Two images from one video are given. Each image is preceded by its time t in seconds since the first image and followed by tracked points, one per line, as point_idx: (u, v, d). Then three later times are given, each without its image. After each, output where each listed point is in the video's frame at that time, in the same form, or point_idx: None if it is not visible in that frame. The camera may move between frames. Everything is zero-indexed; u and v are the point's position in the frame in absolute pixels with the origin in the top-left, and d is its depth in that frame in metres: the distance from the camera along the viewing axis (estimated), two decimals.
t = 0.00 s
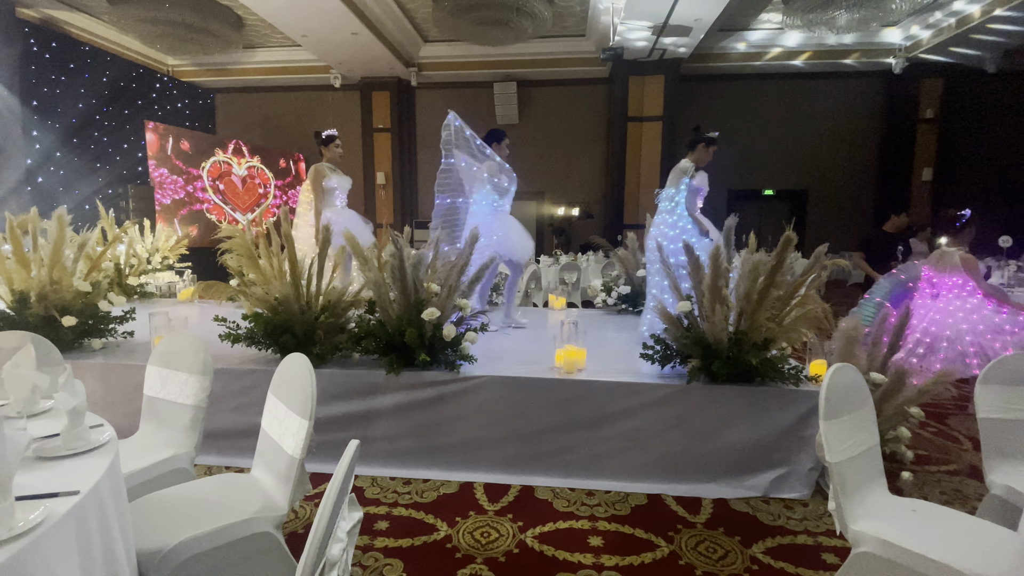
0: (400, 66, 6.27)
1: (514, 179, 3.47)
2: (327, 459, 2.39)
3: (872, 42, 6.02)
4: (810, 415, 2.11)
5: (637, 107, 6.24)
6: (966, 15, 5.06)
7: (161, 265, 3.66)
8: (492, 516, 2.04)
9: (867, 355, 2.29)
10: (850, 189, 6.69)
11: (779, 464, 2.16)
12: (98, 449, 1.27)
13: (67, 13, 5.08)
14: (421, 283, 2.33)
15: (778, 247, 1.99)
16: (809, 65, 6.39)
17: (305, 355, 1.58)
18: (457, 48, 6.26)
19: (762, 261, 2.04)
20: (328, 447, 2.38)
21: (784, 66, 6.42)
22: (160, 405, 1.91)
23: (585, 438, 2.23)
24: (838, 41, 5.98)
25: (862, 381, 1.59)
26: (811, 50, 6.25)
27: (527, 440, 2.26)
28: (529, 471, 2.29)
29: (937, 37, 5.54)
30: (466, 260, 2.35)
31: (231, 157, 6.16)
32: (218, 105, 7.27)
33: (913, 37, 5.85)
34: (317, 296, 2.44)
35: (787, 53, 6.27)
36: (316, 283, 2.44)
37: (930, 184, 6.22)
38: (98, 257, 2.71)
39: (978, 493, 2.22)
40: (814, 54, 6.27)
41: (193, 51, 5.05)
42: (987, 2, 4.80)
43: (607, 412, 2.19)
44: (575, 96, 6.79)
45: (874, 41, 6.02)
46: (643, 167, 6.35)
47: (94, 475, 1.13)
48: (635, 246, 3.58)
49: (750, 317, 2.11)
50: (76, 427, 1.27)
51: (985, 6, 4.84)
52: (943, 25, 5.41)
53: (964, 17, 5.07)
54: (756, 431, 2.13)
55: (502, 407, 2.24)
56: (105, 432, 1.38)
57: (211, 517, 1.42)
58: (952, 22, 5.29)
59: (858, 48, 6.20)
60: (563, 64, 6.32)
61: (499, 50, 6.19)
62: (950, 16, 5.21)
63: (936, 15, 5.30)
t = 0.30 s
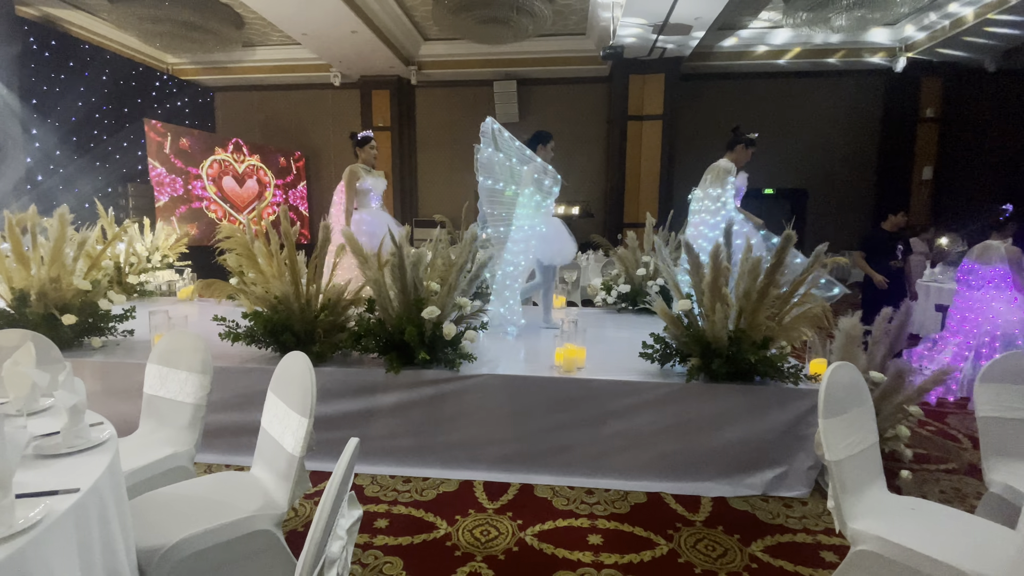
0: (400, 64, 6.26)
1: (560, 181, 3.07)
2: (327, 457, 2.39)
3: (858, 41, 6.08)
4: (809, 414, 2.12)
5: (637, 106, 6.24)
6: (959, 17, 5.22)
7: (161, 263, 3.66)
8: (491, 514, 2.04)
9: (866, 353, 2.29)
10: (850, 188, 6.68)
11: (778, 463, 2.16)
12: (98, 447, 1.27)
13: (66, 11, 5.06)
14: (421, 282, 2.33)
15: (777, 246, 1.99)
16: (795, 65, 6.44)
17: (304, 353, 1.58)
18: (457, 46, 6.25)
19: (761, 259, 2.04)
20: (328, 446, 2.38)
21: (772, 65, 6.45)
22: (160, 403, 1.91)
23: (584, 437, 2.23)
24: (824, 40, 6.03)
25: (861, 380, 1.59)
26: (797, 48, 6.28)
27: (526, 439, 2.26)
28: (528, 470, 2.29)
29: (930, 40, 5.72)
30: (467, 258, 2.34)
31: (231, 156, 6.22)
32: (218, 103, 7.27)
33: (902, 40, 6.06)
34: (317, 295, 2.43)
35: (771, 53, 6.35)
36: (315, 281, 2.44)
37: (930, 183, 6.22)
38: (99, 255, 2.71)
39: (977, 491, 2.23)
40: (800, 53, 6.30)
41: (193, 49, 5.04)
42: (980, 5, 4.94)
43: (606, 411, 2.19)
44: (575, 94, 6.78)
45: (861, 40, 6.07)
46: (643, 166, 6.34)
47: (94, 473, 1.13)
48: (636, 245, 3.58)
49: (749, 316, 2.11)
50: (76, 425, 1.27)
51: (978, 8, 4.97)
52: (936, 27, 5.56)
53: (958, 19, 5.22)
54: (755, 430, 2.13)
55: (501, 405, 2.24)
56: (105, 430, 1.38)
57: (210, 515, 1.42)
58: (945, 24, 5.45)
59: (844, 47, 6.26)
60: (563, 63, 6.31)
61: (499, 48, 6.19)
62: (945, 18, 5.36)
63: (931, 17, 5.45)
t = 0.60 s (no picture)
0: (399, 64, 6.24)
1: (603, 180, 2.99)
2: (326, 456, 2.39)
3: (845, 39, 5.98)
4: (808, 413, 2.12)
5: (636, 106, 6.25)
6: (952, 19, 5.22)
7: (162, 263, 3.66)
8: (491, 513, 2.05)
9: (865, 352, 2.29)
10: (850, 186, 6.67)
11: (777, 461, 2.17)
12: (96, 447, 1.27)
13: (64, 9, 5.05)
14: (419, 281, 2.33)
15: (776, 245, 1.99)
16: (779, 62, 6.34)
17: (303, 352, 1.58)
18: (456, 45, 6.25)
19: (761, 258, 2.04)
20: (327, 445, 2.38)
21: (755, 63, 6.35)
22: (158, 402, 1.91)
23: (583, 436, 2.23)
24: (812, 37, 5.95)
25: (860, 378, 1.60)
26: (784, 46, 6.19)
27: (524, 438, 2.26)
28: (527, 469, 2.29)
29: (924, 40, 5.68)
30: (465, 259, 2.34)
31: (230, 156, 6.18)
32: (217, 102, 7.27)
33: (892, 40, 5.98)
34: (316, 295, 2.44)
35: (756, 51, 6.25)
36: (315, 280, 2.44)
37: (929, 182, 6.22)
38: (98, 255, 2.71)
39: (976, 490, 2.23)
40: (786, 51, 6.21)
41: (191, 48, 5.03)
42: (973, 8, 4.95)
43: (606, 410, 2.20)
44: (574, 93, 6.78)
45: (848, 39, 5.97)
46: (642, 165, 6.35)
47: (93, 472, 1.13)
48: (634, 244, 3.59)
49: (748, 315, 2.11)
50: (74, 424, 1.28)
51: (971, 11, 4.99)
52: (931, 28, 5.55)
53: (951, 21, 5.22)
54: (754, 429, 2.14)
55: (500, 405, 2.25)
56: (104, 429, 1.38)
57: (209, 514, 1.42)
58: (939, 26, 5.43)
59: (829, 45, 6.18)
60: (562, 62, 6.30)
61: (498, 47, 6.18)
62: (939, 19, 5.35)
63: (925, 18, 5.43)
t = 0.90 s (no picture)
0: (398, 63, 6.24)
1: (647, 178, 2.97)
2: (325, 456, 2.39)
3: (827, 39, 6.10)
4: (807, 412, 2.12)
5: (634, 106, 6.26)
6: (943, 22, 5.41)
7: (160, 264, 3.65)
8: (490, 512, 2.05)
9: (864, 351, 2.30)
10: (848, 185, 6.68)
11: (776, 460, 2.17)
12: (94, 447, 1.27)
13: (62, 9, 5.04)
14: (418, 281, 2.33)
15: (775, 244, 1.99)
16: (762, 63, 6.40)
17: (302, 352, 1.58)
18: (454, 45, 6.26)
19: (759, 257, 2.04)
20: (326, 445, 2.38)
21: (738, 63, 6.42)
22: (157, 403, 1.90)
23: (582, 435, 2.23)
24: (798, 36, 6.02)
25: (858, 377, 1.60)
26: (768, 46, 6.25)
27: (523, 438, 2.26)
28: (526, 468, 2.29)
29: (916, 42, 5.86)
30: (465, 259, 2.34)
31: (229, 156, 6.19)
32: (214, 102, 7.26)
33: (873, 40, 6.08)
34: (315, 295, 2.43)
35: (739, 50, 6.32)
36: (314, 280, 2.43)
37: (927, 181, 6.22)
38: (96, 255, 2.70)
39: (974, 488, 2.23)
40: (769, 51, 6.28)
41: (189, 48, 5.02)
42: (964, 11, 5.13)
43: (604, 409, 2.19)
44: (573, 93, 6.79)
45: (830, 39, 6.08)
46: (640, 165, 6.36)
47: (91, 473, 1.13)
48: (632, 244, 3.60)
49: (747, 314, 2.11)
50: (72, 425, 1.27)
51: (961, 14, 5.18)
52: (923, 31, 5.74)
53: (943, 24, 5.41)
54: (752, 428, 2.14)
55: (499, 405, 2.25)
56: (102, 429, 1.37)
57: (208, 515, 1.41)
58: (932, 28, 5.62)
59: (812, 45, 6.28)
60: (561, 61, 6.31)
61: (497, 47, 6.19)
62: (931, 22, 5.54)
63: (918, 20, 5.61)
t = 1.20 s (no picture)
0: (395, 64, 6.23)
1: (685, 182, 3.00)
2: (324, 458, 2.38)
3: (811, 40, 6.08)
4: (806, 412, 2.12)
5: (632, 107, 6.26)
6: (933, 27, 5.49)
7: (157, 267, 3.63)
8: (490, 513, 2.04)
9: (863, 351, 2.30)
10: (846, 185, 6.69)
11: (775, 460, 2.17)
12: (92, 450, 1.26)
13: (57, 11, 5.03)
14: (417, 282, 2.33)
15: (773, 243, 1.99)
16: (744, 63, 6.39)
17: (300, 354, 1.58)
18: (452, 46, 6.25)
19: (758, 258, 2.04)
20: (325, 447, 2.38)
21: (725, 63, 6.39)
22: (155, 405, 1.90)
23: (581, 436, 2.23)
24: (782, 37, 6.01)
25: (857, 376, 1.60)
26: (750, 46, 6.24)
27: (522, 439, 2.26)
28: (525, 469, 2.29)
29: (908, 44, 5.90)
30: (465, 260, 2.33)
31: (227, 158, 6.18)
32: (212, 104, 7.24)
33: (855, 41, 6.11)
34: (314, 296, 2.43)
35: (724, 50, 6.28)
36: (312, 281, 2.42)
37: (924, 181, 6.23)
38: (94, 258, 2.69)
39: (972, 486, 2.24)
40: (752, 51, 6.26)
41: (186, 50, 5.01)
42: (952, 15, 5.18)
43: (604, 410, 2.19)
44: (571, 94, 6.78)
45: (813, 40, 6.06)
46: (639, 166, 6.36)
47: (89, 476, 1.13)
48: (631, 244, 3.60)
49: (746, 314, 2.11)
50: (70, 427, 1.27)
51: (950, 19, 5.23)
52: (913, 33, 5.80)
53: (932, 27, 5.49)
54: (752, 428, 2.14)
55: (499, 406, 2.24)
56: (100, 433, 1.37)
57: (207, 518, 1.41)
58: (922, 31, 5.68)
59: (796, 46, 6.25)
60: (558, 62, 6.31)
61: (495, 48, 6.18)
62: (921, 24, 5.61)
63: (908, 22, 5.67)
